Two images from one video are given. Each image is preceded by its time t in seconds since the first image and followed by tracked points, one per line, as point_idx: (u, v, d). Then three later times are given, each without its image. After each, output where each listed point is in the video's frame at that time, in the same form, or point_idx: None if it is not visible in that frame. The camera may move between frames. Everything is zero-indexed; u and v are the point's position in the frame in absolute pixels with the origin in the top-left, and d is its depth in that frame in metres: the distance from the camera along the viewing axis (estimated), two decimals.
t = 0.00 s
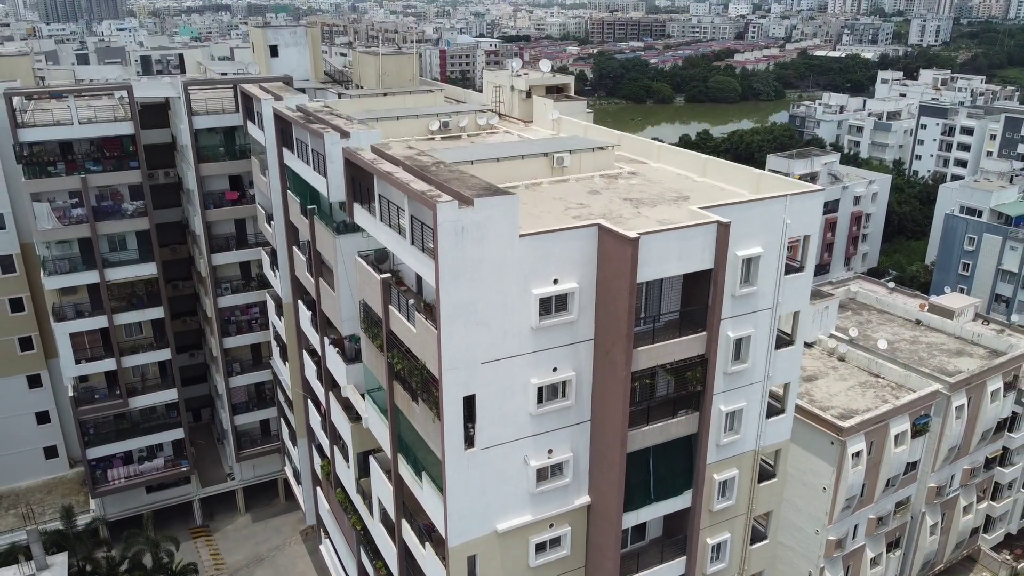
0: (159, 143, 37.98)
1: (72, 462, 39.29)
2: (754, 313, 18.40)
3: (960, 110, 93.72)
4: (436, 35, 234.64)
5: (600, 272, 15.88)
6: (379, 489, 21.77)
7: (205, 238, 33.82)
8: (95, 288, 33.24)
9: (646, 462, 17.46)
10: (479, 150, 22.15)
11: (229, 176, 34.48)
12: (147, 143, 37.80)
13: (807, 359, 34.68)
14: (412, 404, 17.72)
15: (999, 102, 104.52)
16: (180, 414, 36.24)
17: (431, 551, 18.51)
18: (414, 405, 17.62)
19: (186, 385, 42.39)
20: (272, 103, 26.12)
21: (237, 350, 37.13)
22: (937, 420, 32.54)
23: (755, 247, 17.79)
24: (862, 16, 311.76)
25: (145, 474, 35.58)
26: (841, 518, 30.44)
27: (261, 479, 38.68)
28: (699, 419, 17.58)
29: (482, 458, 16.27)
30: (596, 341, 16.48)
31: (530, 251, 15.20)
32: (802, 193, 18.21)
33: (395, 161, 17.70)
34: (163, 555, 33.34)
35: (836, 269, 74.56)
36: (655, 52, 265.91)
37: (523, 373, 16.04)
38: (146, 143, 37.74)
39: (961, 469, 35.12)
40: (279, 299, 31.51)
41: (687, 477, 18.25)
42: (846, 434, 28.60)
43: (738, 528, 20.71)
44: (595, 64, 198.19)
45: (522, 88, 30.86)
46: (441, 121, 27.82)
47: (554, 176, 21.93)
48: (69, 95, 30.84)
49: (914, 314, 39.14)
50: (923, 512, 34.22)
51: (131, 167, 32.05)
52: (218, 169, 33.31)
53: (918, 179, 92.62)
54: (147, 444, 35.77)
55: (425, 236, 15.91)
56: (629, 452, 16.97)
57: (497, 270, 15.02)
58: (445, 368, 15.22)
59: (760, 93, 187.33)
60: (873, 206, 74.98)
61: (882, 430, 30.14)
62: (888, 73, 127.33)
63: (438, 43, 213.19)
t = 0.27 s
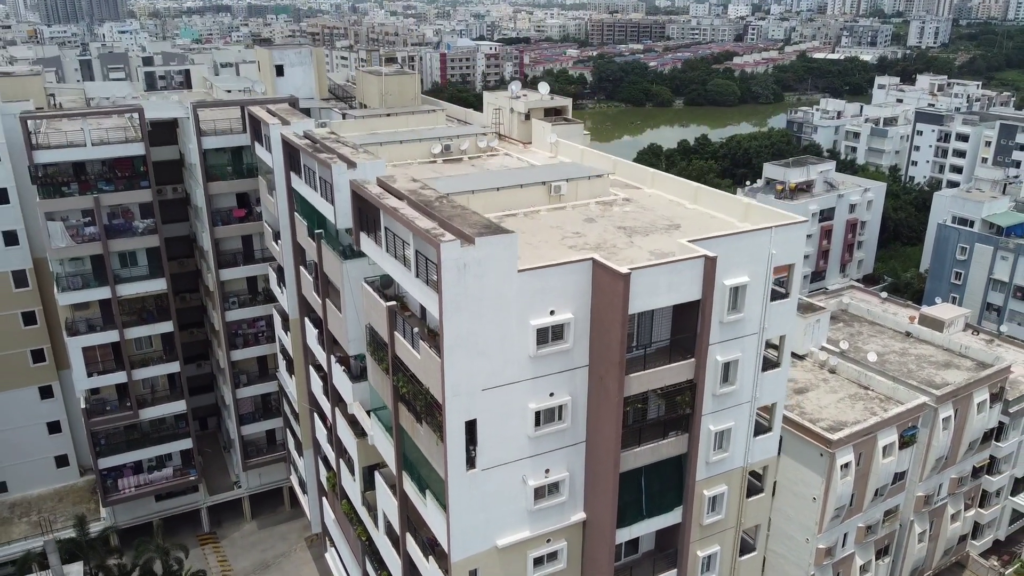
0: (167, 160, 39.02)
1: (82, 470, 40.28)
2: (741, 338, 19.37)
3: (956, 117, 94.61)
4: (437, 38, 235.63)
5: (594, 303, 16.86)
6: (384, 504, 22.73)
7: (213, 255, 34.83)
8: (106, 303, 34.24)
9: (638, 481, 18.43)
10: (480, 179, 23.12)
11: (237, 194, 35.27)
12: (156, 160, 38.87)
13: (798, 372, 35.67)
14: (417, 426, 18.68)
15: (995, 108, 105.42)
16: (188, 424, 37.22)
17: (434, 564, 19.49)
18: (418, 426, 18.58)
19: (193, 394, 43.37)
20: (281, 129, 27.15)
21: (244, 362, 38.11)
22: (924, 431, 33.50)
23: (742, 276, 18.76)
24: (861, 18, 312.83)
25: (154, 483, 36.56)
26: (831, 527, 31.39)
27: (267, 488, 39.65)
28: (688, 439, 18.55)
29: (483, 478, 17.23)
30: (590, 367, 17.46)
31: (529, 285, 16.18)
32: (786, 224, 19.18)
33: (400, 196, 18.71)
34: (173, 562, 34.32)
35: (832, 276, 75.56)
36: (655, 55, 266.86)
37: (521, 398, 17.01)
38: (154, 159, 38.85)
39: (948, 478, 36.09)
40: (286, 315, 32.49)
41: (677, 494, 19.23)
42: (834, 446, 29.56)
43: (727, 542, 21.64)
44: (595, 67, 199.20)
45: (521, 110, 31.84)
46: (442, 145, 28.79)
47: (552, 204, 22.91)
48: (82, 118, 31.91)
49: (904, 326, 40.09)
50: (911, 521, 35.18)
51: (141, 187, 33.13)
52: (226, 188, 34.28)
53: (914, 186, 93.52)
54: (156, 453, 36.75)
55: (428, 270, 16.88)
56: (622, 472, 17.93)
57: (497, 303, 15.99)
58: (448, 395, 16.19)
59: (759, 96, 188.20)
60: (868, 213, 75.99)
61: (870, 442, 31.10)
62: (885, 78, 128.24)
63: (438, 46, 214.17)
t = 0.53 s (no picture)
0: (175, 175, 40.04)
1: (92, 478, 41.26)
2: (730, 359, 20.33)
3: (951, 123, 95.50)
4: (437, 40, 236.48)
5: (588, 330, 17.84)
6: (388, 515, 23.70)
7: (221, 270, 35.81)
8: (117, 317, 35.22)
9: (631, 496, 19.41)
10: (480, 204, 24.10)
11: (244, 210, 36.41)
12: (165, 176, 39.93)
13: (791, 383, 36.62)
14: (420, 443, 19.65)
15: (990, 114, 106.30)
16: (196, 433, 38.19)
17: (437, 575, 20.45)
18: (422, 444, 19.55)
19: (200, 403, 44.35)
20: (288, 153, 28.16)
21: (250, 374, 39.07)
22: (912, 441, 34.45)
23: (730, 301, 19.72)
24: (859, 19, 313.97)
25: (163, 491, 37.53)
26: (821, 535, 32.34)
27: (272, 495, 40.63)
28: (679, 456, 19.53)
29: (484, 495, 18.20)
30: (585, 390, 18.43)
31: (527, 313, 17.17)
32: (772, 252, 20.13)
33: (404, 226, 19.72)
34: (182, 568, 35.29)
35: (828, 282, 76.49)
36: (654, 57, 267.51)
37: (520, 419, 17.99)
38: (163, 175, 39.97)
39: (937, 486, 37.05)
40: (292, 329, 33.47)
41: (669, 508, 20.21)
42: (824, 457, 30.50)
43: (717, 553, 22.60)
44: (595, 70, 200.09)
45: (520, 131, 32.83)
46: (444, 166, 29.75)
47: (549, 228, 23.90)
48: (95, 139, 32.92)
49: (895, 337, 41.05)
50: (900, 528, 36.15)
51: (152, 205, 34.11)
52: (233, 205, 35.27)
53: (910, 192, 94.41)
54: (165, 462, 37.71)
55: (432, 298, 17.86)
56: (616, 489, 18.90)
57: (497, 331, 16.96)
58: (451, 417, 17.17)
59: (758, 99, 189.01)
60: (863, 220, 76.99)
61: (859, 452, 32.05)
62: (882, 83, 129.09)
63: (438, 50, 215.08)
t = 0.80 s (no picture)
0: (184, 190, 41.09)
1: (102, 485, 42.27)
2: (719, 377, 21.33)
3: (946, 130, 96.47)
4: (437, 43, 237.49)
5: (583, 352, 18.85)
6: (393, 525, 24.71)
7: (228, 283, 36.83)
8: (127, 330, 36.24)
9: (624, 508, 20.43)
10: (480, 226, 25.12)
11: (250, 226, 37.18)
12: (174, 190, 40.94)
13: (782, 393, 37.64)
14: (424, 458, 20.66)
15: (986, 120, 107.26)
16: (204, 442, 39.20)
17: None
18: (425, 459, 20.55)
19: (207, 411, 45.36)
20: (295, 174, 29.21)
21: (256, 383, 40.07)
22: (900, 450, 35.47)
23: (719, 323, 20.72)
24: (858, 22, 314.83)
25: (172, 497, 38.53)
26: (812, 541, 33.33)
27: (278, 501, 41.65)
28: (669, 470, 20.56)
29: (484, 507, 19.21)
30: (580, 408, 19.45)
31: (525, 337, 18.19)
32: (758, 275, 21.12)
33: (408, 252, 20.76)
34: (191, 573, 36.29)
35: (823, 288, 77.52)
36: (654, 59, 268.27)
37: (518, 436, 19.00)
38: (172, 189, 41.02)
39: (925, 493, 38.07)
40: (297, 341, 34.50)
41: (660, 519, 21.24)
42: (814, 466, 31.49)
43: (707, 560, 23.61)
44: (594, 73, 200.93)
45: (519, 149, 33.87)
46: (445, 185, 30.78)
47: (547, 250, 24.93)
48: (106, 158, 34.01)
49: (885, 346, 42.07)
50: (889, 534, 37.16)
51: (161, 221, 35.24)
52: (241, 220, 36.30)
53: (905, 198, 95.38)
54: (173, 470, 38.72)
55: (434, 322, 18.88)
56: (609, 501, 19.92)
57: (496, 354, 17.98)
58: (453, 435, 18.19)
59: (756, 103, 189.85)
60: (858, 227, 78.00)
61: (848, 461, 33.03)
62: (879, 89, 130.04)
63: (438, 53, 216.07)
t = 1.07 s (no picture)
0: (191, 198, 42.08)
1: (110, 486, 43.16)
2: (709, 384, 22.21)
3: (942, 134, 97.34)
4: (437, 45, 238.28)
5: (578, 361, 19.76)
6: (396, 525, 25.60)
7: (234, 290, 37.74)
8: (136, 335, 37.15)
9: (618, 510, 21.33)
10: (480, 237, 26.02)
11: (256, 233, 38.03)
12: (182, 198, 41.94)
13: (776, 397, 38.54)
14: (426, 461, 21.56)
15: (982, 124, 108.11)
16: (210, 444, 40.11)
17: None
18: (428, 463, 21.46)
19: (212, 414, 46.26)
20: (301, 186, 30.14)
21: (261, 387, 40.96)
22: (890, 453, 36.36)
23: (709, 332, 21.60)
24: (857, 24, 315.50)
25: (179, 499, 39.44)
26: (803, 541, 34.23)
27: (282, 502, 42.56)
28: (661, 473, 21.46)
29: (484, 509, 20.11)
30: (576, 415, 20.35)
31: (523, 347, 19.10)
32: (747, 287, 22.00)
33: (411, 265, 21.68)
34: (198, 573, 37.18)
35: (819, 292, 78.44)
36: (654, 61, 268.84)
37: (516, 441, 19.91)
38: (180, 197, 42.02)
39: (915, 494, 38.96)
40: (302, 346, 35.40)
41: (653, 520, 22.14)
42: (804, 468, 32.39)
43: (699, 560, 24.49)
44: (594, 75, 201.46)
45: (518, 160, 34.79)
46: (447, 196, 31.68)
47: (544, 260, 25.85)
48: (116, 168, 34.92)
49: (877, 351, 42.99)
50: (879, 534, 38.05)
51: (169, 230, 36.09)
52: (247, 229, 37.24)
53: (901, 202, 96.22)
54: (180, 472, 39.62)
55: (437, 332, 19.78)
56: (603, 503, 20.81)
57: (496, 363, 18.89)
58: (454, 440, 19.10)
59: (755, 105, 190.57)
60: (854, 232, 78.96)
61: (838, 463, 33.92)
62: (876, 92, 130.88)
63: (439, 55, 216.87)
